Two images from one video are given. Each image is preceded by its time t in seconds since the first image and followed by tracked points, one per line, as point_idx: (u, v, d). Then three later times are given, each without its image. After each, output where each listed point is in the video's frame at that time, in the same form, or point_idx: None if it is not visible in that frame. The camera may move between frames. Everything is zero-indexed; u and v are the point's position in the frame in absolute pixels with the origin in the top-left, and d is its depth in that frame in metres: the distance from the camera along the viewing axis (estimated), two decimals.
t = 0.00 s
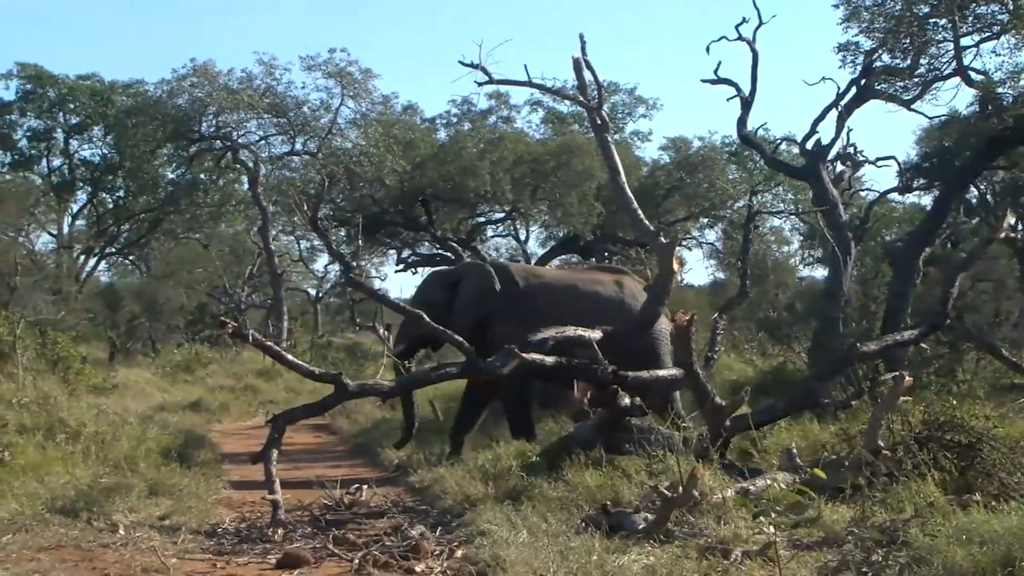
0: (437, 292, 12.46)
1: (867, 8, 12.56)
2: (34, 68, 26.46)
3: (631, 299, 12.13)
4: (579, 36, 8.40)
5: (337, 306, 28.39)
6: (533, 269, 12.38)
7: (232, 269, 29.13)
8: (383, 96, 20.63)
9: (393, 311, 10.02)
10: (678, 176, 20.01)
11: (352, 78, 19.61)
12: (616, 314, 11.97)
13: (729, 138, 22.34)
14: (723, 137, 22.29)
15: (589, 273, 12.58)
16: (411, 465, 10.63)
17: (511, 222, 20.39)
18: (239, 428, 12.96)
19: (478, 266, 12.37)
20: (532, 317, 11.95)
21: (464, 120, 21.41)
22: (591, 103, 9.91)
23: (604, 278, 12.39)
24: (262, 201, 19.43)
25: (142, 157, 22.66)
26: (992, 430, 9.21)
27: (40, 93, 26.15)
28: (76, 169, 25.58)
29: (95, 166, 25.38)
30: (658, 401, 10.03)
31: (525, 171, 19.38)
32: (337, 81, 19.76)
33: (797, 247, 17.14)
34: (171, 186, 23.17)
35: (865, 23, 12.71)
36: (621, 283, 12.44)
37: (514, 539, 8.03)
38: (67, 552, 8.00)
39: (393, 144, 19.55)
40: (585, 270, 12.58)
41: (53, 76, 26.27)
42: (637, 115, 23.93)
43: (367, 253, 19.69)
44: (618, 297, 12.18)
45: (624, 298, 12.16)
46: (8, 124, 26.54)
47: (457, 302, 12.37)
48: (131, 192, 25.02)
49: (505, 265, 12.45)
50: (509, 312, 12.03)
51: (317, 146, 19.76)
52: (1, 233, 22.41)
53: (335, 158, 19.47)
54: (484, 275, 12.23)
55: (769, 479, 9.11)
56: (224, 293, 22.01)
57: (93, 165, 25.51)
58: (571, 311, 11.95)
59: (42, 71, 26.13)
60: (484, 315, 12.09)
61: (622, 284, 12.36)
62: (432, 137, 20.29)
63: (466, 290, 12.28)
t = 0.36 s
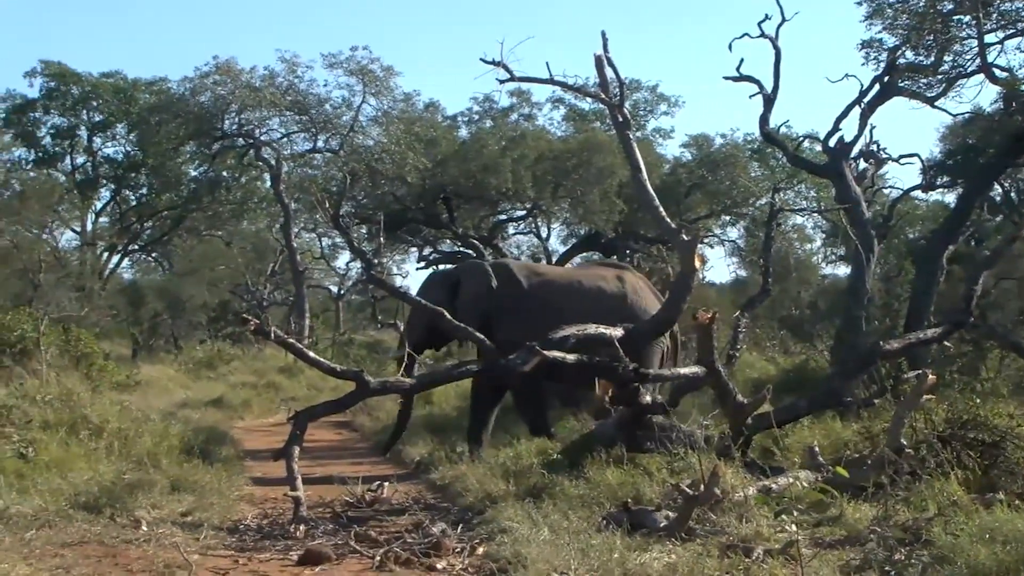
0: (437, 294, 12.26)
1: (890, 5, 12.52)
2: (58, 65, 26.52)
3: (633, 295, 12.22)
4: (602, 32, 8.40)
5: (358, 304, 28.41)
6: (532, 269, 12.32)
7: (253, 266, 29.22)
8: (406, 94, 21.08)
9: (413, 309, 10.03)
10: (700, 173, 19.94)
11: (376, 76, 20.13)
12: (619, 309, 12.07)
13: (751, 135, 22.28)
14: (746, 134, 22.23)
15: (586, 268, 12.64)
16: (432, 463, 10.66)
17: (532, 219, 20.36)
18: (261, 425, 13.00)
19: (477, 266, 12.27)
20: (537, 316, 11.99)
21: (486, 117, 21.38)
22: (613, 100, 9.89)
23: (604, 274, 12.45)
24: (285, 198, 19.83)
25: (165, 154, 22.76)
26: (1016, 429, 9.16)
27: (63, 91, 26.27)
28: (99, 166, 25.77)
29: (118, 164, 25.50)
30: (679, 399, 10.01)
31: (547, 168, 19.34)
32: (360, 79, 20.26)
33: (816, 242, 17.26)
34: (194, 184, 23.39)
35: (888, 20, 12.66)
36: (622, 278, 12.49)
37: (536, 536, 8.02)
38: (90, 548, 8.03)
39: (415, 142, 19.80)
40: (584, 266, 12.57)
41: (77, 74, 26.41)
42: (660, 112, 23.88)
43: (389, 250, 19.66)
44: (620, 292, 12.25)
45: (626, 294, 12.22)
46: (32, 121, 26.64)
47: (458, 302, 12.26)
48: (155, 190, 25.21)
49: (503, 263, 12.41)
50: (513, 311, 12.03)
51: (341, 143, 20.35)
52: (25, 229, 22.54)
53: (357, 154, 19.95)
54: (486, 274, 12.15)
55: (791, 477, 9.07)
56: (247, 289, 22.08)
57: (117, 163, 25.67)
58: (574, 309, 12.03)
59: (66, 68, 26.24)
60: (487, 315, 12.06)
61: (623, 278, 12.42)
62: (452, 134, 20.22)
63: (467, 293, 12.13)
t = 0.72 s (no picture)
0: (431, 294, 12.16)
1: (904, 5, 12.45)
2: (72, 65, 26.55)
3: (630, 294, 12.19)
4: (615, 31, 8.40)
5: (371, 304, 28.41)
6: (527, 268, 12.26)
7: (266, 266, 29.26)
8: (418, 93, 21.16)
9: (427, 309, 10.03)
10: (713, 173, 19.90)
11: (390, 77, 20.21)
12: (616, 309, 12.06)
13: (765, 135, 22.22)
14: (760, 134, 22.18)
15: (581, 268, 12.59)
16: (445, 462, 10.66)
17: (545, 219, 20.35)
18: (275, 425, 13.03)
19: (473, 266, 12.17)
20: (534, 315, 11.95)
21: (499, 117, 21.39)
22: (626, 100, 9.88)
23: (599, 273, 12.42)
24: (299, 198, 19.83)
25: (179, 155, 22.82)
26: None
27: (78, 91, 26.32)
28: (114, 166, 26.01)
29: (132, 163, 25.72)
30: (692, 399, 10.01)
31: (561, 167, 19.31)
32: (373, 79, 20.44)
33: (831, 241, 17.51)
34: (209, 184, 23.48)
35: (903, 19, 12.60)
36: (618, 278, 12.45)
37: (549, 536, 8.02)
38: (104, 547, 8.04)
39: (428, 141, 19.92)
40: (579, 265, 12.52)
41: (91, 74, 26.48)
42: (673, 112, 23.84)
43: (403, 250, 19.54)
44: (615, 292, 12.22)
45: (622, 293, 12.20)
46: (46, 121, 26.68)
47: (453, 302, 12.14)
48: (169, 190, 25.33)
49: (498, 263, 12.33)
50: (509, 311, 11.95)
51: (354, 143, 20.42)
52: (41, 229, 22.58)
53: (371, 153, 20.02)
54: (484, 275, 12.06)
55: (804, 477, 9.04)
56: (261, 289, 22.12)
57: (130, 163, 25.94)
58: (572, 308, 11.99)
59: (81, 68, 26.30)
60: (483, 316, 11.97)
61: (619, 277, 12.38)
62: (467, 134, 20.35)
63: (462, 293, 12.04)
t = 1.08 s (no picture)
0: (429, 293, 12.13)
1: (916, 4, 12.47)
2: (85, 66, 26.60)
3: (628, 295, 12.14)
4: (627, 32, 8.41)
5: (382, 304, 28.38)
6: (526, 270, 12.23)
7: (278, 266, 29.30)
8: (430, 94, 21.12)
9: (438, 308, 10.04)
10: (725, 173, 19.88)
11: (402, 76, 20.06)
12: (613, 310, 12.02)
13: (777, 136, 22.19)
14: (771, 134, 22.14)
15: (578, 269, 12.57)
16: (456, 463, 10.67)
17: (557, 219, 20.35)
18: (287, 425, 13.06)
19: (471, 266, 12.15)
20: (532, 315, 11.91)
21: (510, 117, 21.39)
22: (638, 100, 9.89)
23: (596, 274, 12.39)
24: (309, 199, 19.78)
25: (192, 156, 22.87)
26: None
27: (91, 91, 26.37)
28: (126, 166, 26.12)
29: (145, 164, 25.90)
30: (704, 399, 10.01)
31: (572, 167, 19.31)
32: (385, 78, 20.35)
33: (841, 245, 17.66)
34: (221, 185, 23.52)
35: (916, 19, 12.61)
36: (616, 280, 12.39)
37: (561, 536, 8.02)
38: (117, 548, 8.04)
39: (439, 142, 19.99)
40: (577, 266, 12.47)
41: (103, 74, 26.55)
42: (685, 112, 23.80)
43: (414, 250, 19.61)
44: (613, 294, 12.17)
45: (620, 296, 12.15)
46: (59, 122, 26.71)
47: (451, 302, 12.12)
48: (181, 190, 25.45)
49: (494, 264, 12.31)
50: (506, 312, 11.94)
51: (366, 144, 20.28)
52: (54, 229, 22.61)
53: (383, 154, 19.94)
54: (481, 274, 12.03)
55: (817, 478, 9.00)
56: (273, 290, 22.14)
57: (143, 163, 26.05)
58: (569, 308, 11.95)
59: (93, 69, 26.35)
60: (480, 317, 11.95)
61: (617, 279, 12.33)
62: (478, 135, 20.37)
63: (460, 292, 12.02)
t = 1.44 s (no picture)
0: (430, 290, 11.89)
1: (930, 2, 12.42)
2: (99, 65, 26.68)
3: (627, 295, 12.19)
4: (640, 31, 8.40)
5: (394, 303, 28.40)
6: (525, 269, 12.14)
7: (291, 265, 29.34)
8: (443, 92, 21.13)
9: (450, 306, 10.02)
10: (738, 172, 19.86)
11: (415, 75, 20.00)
12: (613, 310, 12.07)
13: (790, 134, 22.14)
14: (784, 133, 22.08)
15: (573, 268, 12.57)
16: (468, 462, 10.67)
17: (569, 218, 20.35)
18: (299, 423, 13.08)
19: (470, 263, 12.06)
20: (531, 313, 11.88)
21: (523, 115, 21.38)
22: (651, 99, 9.85)
23: (594, 272, 12.40)
24: (322, 197, 19.81)
25: (206, 155, 22.91)
26: None
27: (105, 91, 26.43)
28: (140, 165, 26.20)
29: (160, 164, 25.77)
30: (716, 397, 10.00)
31: (585, 166, 19.31)
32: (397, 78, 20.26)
33: (855, 243, 17.63)
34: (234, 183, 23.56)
35: (930, 17, 12.56)
36: (612, 277, 12.43)
37: (574, 535, 8.01)
38: (130, 546, 8.06)
39: (451, 140, 20.01)
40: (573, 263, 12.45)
41: (117, 74, 26.62)
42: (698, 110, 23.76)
43: (427, 249, 19.58)
44: (612, 293, 12.22)
45: (619, 295, 12.20)
46: (73, 121, 26.78)
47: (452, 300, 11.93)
48: (194, 189, 25.56)
49: (492, 262, 12.25)
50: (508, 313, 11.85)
51: (378, 143, 20.30)
52: (68, 228, 22.70)
53: (395, 152, 19.98)
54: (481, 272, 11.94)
55: (829, 477, 8.97)
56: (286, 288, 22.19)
57: (156, 163, 26.10)
58: (570, 308, 11.94)
59: (107, 69, 26.44)
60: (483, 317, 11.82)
61: (614, 278, 12.37)
62: (490, 133, 20.32)
63: (463, 292, 11.85)
